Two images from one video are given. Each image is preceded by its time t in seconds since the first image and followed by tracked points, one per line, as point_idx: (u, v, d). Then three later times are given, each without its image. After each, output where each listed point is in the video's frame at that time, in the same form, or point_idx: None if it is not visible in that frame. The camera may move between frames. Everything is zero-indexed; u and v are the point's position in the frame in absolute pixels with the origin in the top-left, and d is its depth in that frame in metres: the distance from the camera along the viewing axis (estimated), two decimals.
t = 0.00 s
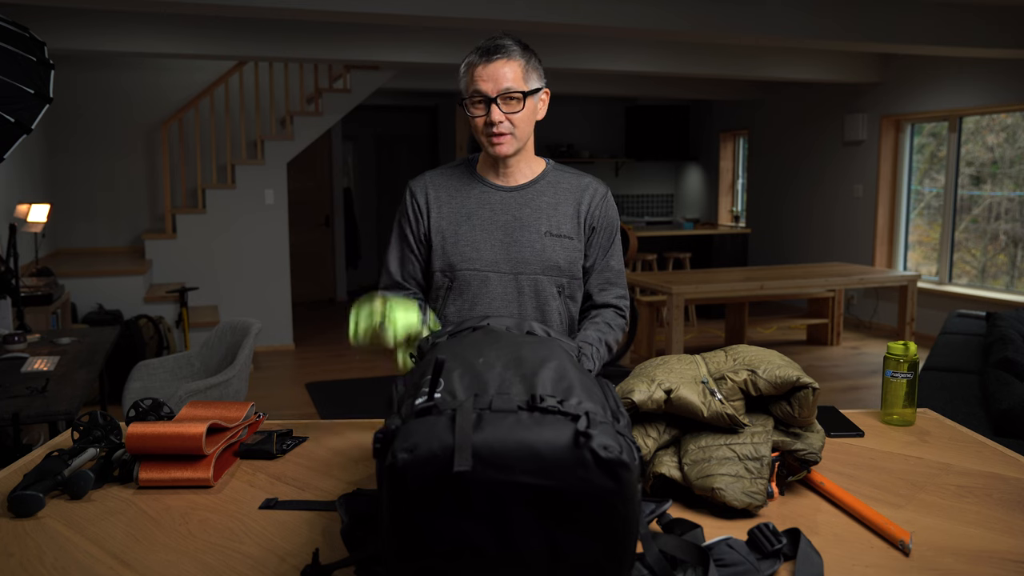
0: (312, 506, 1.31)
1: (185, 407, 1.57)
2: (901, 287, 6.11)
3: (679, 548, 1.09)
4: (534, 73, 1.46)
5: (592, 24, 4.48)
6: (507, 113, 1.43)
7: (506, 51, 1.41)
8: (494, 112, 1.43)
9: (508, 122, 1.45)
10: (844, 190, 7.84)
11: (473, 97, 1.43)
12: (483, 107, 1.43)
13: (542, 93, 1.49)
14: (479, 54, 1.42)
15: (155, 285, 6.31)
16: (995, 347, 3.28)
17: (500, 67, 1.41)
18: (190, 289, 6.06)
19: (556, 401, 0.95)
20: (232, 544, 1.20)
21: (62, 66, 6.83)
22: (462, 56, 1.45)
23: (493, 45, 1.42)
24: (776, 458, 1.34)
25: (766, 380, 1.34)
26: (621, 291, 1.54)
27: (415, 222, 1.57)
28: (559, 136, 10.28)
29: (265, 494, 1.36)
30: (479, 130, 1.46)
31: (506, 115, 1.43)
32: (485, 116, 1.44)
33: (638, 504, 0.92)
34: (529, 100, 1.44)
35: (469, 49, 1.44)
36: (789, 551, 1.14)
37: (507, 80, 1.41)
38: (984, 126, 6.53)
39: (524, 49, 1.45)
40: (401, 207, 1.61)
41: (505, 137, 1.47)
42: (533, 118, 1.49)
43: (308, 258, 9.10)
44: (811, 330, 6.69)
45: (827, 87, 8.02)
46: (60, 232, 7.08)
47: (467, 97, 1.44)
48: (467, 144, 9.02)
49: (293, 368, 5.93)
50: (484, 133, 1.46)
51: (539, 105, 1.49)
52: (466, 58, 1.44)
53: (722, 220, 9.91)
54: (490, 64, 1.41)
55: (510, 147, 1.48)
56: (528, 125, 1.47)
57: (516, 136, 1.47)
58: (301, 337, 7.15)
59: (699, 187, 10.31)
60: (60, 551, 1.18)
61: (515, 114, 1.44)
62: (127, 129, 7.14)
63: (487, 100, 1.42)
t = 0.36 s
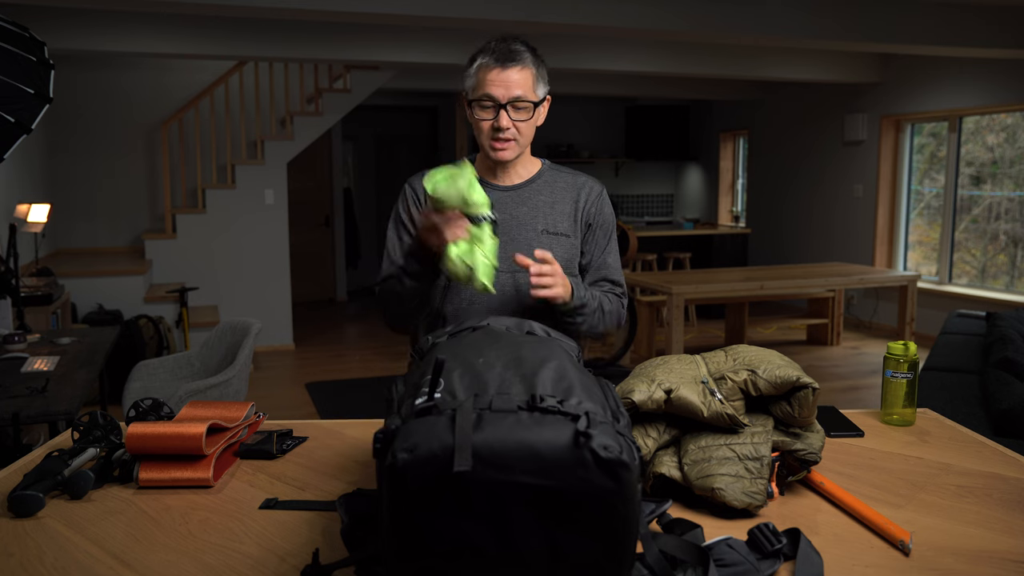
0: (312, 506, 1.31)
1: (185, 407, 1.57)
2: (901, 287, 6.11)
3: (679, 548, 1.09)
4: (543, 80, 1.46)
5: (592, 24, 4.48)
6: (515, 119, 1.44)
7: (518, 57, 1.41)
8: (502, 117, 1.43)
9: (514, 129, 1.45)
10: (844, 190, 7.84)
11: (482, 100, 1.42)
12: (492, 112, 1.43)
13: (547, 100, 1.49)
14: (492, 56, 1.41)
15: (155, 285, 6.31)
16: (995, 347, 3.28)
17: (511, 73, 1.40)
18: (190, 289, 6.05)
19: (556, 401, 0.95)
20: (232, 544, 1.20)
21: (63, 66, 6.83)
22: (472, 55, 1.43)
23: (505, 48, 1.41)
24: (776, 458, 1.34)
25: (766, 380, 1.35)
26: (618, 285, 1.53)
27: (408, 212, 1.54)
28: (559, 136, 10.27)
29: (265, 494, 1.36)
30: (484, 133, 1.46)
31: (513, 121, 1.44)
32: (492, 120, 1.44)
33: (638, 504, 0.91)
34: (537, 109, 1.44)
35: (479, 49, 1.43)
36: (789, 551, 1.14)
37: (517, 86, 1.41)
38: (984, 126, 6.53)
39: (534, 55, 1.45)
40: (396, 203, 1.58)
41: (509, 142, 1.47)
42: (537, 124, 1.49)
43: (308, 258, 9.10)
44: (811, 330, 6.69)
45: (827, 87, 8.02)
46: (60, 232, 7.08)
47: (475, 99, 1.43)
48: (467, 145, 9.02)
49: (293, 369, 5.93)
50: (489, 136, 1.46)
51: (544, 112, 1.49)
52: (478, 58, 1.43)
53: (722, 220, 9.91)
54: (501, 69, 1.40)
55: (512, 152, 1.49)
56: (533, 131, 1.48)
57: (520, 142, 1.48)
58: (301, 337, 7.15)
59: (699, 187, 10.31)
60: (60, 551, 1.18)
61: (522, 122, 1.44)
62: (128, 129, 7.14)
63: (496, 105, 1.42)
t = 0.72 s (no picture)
0: (311, 506, 1.31)
1: (185, 407, 1.57)
2: (901, 287, 6.11)
3: (679, 548, 1.09)
4: (551, 84, 1.47)
5: (592, 24, 4.48)
6: (522, 119, 1.43)
7: (530, 58, 1.42)
8: (511, 116, 1.42)
9: (519, 130, 1.45)
10: (844, 191, 7.85)
11: (491, 98, 1.42)
12: (500, 110, 1.42)
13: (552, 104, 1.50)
14: (504, 55, 1.42)
15: (154, 285, 6.30)
16: (995, 347, 3.28)
17: (523, 74, 1.41)
18: (190, 289, 6.05)
19: (556, 401, 0.95)
20: (232, 543, 1.20)
21: (63, 66, 6.83)
22: (482, 55, 1.44)
23: (518, 48, 1.43)
24: (776, 458, 1.34)
25: (766, 380, 1.35)
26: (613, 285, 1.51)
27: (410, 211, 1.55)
28: (559, 137, 10.27)
29: (265, 494, 1.36)
30: (490, 132, 1.45)
31: (520, 121, 1.43)
32: (500, 119, 1.44)
33: (637, 504, 0.92)
34: (544, 112, 1.45)
35: (491, 48, 1.44)
36: (789, 551, 1.14)
37: (527, 88, 1.42)
38: (984, 126, 6.53)
39: (544, 60, 1.46)
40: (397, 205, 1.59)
41: (513, 142, 1.46)
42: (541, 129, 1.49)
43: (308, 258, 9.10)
44: (811, 330, 6.69)
45: (827, 87, 8.02)
46: (60, 232, 7.07)
47: (484, 97, 1.43)
48: (467, 145, 9.02)
49: (293, 369, 5.93)
50: (495, 135, 1.45)
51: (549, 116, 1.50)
52: (489, 57, 1.44)
53: (722, 220, 9.91)
54: (514, 68, 1.41)
55: (514, 153, 1.48)
56: (537, 135, 1.48)
57: (523, 144, 1.47)
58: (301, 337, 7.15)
59: (698, 187, 10.32)
60: (60, 551, 1.18)
61: (528, 123, 1.44)
62: (128, 129, 7.14)
63: (505, 104, 1.42)
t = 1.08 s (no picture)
0: (311, 506, 1.31)
1: (185, 407, 1.57)
2: (901, 287, 6.11)
3: (679, 548, 1.09)
4: (542, 82, 1.46)
5: (592, 24, 4.48)
6: (511, 119, 1.44)
7: (519, 58, 1.42)
8: (499, 116, 1.43)
9: (510, 129, 1.45)
10: (844, 191, 7.85)
11: (481, 99, 1.42)
12: (490, 110, 1.43)
13: (547, 102, 1.50)
14: (492, 56, 1.42)
15: (154, 285, 6.30)
16: (995, 347, 3.28)
17: (510, 75, 1.41)
18: (190, 289, 6.05)
19: (556, 401, 0.95)
20: (232, 543, 1.20)
21: (63, 67, 6.84)
22: (473, 55, 1.44)
23: (506, 49, 1.42)
24: (776, 458, 1.34)
25: (766, 380, 1.35)
26: (602, 284, 1.49)
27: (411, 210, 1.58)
28: (559, 137, 10.27)
29: (265, 494, 1.36)
30: (481, 132, 1.46)
31: (509, 121, 1.44)
32: (490, 119, 1.44)
33: (638, 504, 0.91)
34: (534, 112, 1.44)
35: (481, 48, 1.44)
36: (789, 551, 1.14)
37: (515, 88, 1.41)
38: (984, 126, 6.53)
39: (534, 57, 1.45)
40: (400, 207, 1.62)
41: (505, 141, 1.47)
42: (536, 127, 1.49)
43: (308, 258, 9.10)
44: (811, 330, 6.69)
45: (827, 87, 8.02)
46: (60, 232, 7.08)
47: (474, 98, 1.43)
48: (467, 145, 9.02)
49: (293, 369, 5.93)
50: (486, 135, 1.46)
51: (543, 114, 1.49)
52: (479, 58, 1.43)
53: (722, 220, 9.91)
54: (501, 69, 1.41)
55: (507, 151, 1.49)
56: (530, 133, 1.48)
57: (516, 143, 1.48)
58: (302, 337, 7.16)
59: (699, 187, 10.32)
60: (60, 551, 1.18)
61: (518, 123, 1.44)
62: (128, 129, 7.14)
63: (494, 104, 1.42)
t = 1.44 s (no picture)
0: (311, 506, 1.31)
1: (185, 407, 1.57)
2: (901, 287, 6.11)
3: (679, 548, 1.09)
4: (545, 83, 1.47)
5: (591, 23, 4.48)
6: (516, 117, 1.44)
7: (524, 55, 1.42)
8: (504, 113, 1.43)
9: (513, 126, 1.45)
10: (843, 191, 7.85)
11: (485, 94, 1.42)
12: (494, 106, 1.43)
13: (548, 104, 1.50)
14: (498, 53, 1.42)
15: (154, 285, 6.30)
16: (995, 347, 3.28)
17: (516, 71, 1.41)
18: (190, 289, 6.05)
19: (556, 401, 0.95)
20: (232, 543, 1.20)
21: (63, 67, 6.84)
22: (478, 51, 1.44)
23: (512, 46, 1.43)
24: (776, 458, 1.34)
25: (766, 380, 1.35)
26: (606, 284, 1.52)
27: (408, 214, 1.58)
28: (559, 137, 10.27)
29: (265, 494, 1.36)
30: (484, 128, 1.45)
31: (514, 118, 1.44)
32: (493, 116, 1.44)
33: (638, 504, 0.91)
34: (538, 110, 1.45)
35: (485, 45, 1.44)
36: (789, 551, 1.14)
37: (521, 84, 1.42)
38: (984, 126, 6.54)
39: (538, 57, 1.46)
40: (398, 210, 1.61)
41: (507, 139, 1.46)
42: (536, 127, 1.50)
43: (308, 258, 9.10)
44: (811, 330, 6.69)
45: (827, 87, 8.02)
46: (60, 232, 7.08)
47: (478, 93, 1.43)
48: (467, 145, 9.02)
49: (293, 369, 5.93)
50: (488, 131, 1.45)
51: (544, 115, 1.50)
52: (483, 55, 1.43)
53: (722, 220, 9.91)
54: (508, 65, 1.41)
55: (509, 150, 1.48)
56: (531, 133, 1.48)
57: (518, 141, 1.47)
58: (302, 337, 7.16)
59: (698, 187, 10.32)
60: (60, 551, 1.18)
61: (522, 121, 1.44)
62: (128, 129, 7.14)
63: (499, 100, 1.42)
